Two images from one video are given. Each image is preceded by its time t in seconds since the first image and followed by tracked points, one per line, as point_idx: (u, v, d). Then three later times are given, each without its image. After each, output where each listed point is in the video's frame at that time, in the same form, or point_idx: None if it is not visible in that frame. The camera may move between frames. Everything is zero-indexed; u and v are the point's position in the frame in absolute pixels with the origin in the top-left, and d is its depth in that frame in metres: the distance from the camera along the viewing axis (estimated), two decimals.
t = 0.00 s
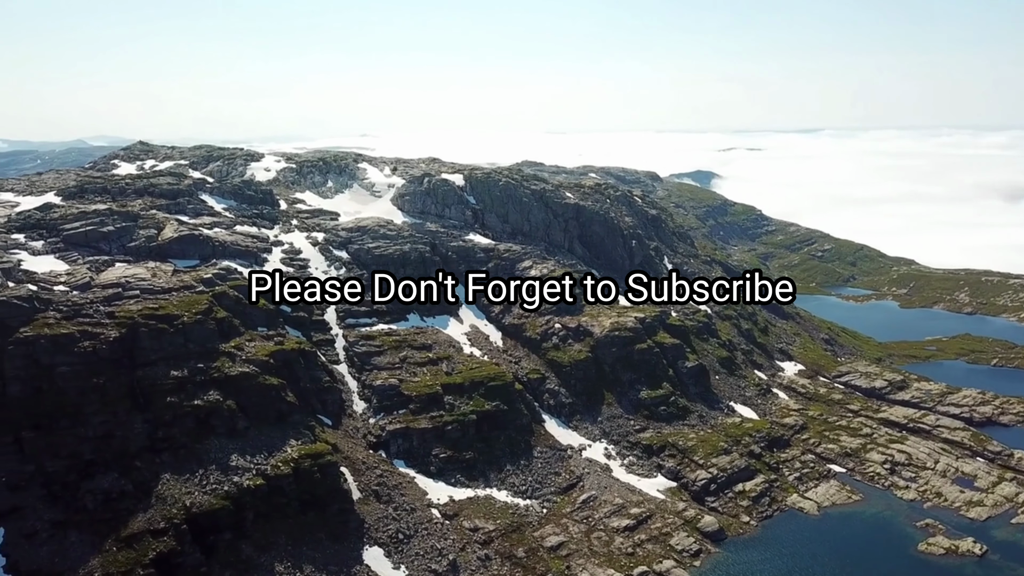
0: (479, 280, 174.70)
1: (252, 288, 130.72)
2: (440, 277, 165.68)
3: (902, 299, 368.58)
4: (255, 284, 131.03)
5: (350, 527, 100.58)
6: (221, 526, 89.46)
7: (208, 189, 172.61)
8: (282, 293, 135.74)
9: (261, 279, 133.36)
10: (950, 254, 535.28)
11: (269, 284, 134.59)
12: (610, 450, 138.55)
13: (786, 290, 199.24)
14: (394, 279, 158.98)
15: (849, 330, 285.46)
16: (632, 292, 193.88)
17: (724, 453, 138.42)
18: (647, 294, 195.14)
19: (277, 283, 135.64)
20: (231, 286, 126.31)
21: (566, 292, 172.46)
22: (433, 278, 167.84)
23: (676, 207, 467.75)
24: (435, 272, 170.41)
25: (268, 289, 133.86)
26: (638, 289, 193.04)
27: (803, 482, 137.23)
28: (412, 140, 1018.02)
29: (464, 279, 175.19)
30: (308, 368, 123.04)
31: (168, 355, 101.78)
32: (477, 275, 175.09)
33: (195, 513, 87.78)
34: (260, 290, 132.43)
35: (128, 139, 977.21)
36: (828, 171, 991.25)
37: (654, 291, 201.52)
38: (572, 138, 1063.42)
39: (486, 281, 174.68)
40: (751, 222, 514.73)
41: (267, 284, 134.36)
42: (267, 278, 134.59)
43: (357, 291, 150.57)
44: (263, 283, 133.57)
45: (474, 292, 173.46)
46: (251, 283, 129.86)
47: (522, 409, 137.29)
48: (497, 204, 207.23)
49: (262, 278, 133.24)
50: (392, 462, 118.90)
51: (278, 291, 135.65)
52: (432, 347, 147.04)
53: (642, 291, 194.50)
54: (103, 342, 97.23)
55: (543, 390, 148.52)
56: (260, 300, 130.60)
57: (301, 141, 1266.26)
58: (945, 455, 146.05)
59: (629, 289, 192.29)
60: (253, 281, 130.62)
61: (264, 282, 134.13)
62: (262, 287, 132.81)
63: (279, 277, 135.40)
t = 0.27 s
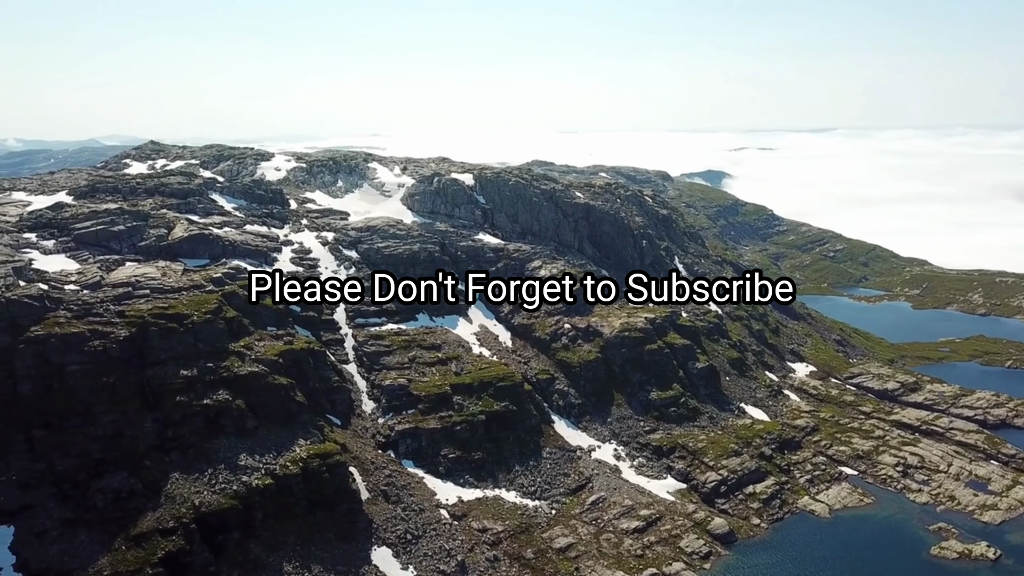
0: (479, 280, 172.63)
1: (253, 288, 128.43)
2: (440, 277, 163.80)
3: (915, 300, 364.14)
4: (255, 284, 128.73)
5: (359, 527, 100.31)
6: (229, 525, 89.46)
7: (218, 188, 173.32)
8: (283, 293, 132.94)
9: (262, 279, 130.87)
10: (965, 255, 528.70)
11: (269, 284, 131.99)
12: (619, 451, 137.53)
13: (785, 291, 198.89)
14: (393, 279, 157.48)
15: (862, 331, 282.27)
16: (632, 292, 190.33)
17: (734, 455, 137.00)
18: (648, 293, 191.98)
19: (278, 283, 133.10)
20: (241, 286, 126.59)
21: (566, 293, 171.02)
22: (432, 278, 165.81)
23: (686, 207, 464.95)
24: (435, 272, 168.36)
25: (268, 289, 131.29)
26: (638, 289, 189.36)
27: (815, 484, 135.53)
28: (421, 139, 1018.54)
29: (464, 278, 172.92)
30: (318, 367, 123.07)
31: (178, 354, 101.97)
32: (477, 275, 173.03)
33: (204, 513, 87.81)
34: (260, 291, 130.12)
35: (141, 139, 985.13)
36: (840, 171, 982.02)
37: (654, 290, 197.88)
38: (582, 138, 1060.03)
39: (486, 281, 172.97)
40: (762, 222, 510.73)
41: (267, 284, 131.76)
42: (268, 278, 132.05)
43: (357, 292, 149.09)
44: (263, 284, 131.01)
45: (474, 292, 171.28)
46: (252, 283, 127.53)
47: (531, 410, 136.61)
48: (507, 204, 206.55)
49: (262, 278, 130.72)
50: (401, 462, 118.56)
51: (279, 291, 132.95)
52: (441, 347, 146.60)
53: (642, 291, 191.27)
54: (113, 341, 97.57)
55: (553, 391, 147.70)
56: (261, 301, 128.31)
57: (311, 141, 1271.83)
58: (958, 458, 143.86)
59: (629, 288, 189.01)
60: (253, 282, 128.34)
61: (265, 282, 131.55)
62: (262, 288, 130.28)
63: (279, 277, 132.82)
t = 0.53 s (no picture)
0: (479, 280, 169.62)
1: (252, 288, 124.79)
2: (440, 277, 161.78)
3: (931, 301, 358.93)
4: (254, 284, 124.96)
5: (369, 527, 99.91)
6: (240, 525, 89.40)
7: (230, 188, 174.08)
8: (284, 293, 129.13)
9: (262, 279, 126.87)
10: (981, 255, 520.83)
11: (269, 284, 128.06)
12: (631, 452, 136.29)
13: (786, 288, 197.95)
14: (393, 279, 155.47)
15: (876, 332, 278.52)
16: (632, 292, 186.08)
17: (746, 457, 135.30)
18: (648, 294, 188.30)
19: (278, 283, 129.29)
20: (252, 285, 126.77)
21: (566, 292, 169.67)
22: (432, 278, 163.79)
23: (699, 206, 461.55)
24: (435, 272, 166.39)
25: (267, 289, 127.24)
26: (638, 289, 185.04)
27: (828, 487, 133.49)
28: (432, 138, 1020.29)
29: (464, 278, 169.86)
30: (328, 367, 123.06)
31: (189, 354, 102.21)
32: (477, 275, 170.05)
33: (214, 512, 87.73)
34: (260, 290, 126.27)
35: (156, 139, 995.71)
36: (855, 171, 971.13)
37: (654, 291, 193.01)
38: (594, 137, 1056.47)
39: (486, 281, 170.14)
40: (776, 223, 506.00)
41: (267, 283, 127.89)
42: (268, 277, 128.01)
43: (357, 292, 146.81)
44: (263, 283, 127.03)
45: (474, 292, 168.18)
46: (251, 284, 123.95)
47: (541, 410, 135.78)
48: (519, 204, 205.83)
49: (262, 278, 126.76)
50: (411, 462, 118.11)
51: (279, 291, 129.10)
52: (452, 347, 146.09)
53: (643, 291, 187.37)
54: (124, 340, 97.95)
55: (563, 392, 146.70)
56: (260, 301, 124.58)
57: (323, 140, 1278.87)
58: (974, 462, 141.34)
59: (629, 288, 185.03)
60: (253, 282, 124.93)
61: (264, 282, 127.43)
62: (261, 288, 126.42)
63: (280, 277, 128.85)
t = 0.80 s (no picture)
0: (479, 280, 166.46)
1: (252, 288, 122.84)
2: (440, 277, 160.06)
3: (946, 303, 353.75)
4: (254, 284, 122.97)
5: (378, 528, 99.53)
6: (249, 524, 89.26)
7: (242, 187, 174.82)
8: (284, 293, 127.14)
9: (262, 278, 124.88)
10: (998, 256, 513.03)
11: (269, 284, 126.04)
12: (642, 454, 135.08)
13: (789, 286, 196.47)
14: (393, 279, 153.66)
15: (890, 333, 274.85)
16: (632, 291, 181.54)
17: (759, 459, 133.58)
18: (649, 293, 184.59)
19: (278, 282, 127.23)
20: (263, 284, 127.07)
21: (567, 292, 169.11)
22: (432, 278, 162.37)
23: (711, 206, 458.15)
24: (436, 272, 164.96)
25: (268, 289, 125.31)
26: (638, 288, 180.75)
27: (841, 490, 131.57)
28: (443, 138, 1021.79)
29: (464, 278, 167.00)
30: (338, 367, 122.97)
31: (199, 353, 102.47)
32: (477, 275, 166.96)
33: (224, 512, 87.63)
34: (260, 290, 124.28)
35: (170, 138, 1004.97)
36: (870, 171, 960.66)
37: (655, 290, 188.04)
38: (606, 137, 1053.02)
39: (486, 281, 166.99)
40: (789, 223, 501.28)
41: (267, 283, 125.87)
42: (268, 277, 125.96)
43: (357, 291, 144.54)
44: (263, 283, 125.04)
45: (474, 292, 165.23)
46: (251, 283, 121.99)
47: (552, 411, 134.92)
48: (530, 203, 205.01)
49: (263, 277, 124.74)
50: (421, 462, 117.63)
51: (279, 291, 127.05)
52: (462, 347, 145.56)
53: (643, 290, 182.89)
54: (136, 339, 98.29)
55: (574, 393, 145.73)
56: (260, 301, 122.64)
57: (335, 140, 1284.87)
58: (990, 466, 138.81)
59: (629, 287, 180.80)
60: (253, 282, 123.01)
61: (264, 282, 125.40)
62: (262, 288, 124.48)
63: (280, 277, 126.74)
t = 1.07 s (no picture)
0: (479, 280, 164.16)
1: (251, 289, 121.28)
2: (439, 277, 159.64)
3: (959, 304, 349.33)
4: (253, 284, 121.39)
5: (387, 528, 99.24)
6: (258, 524, 89.21)
7: (252, 187, 175.36)
8: (283, 293, 125.62)
9: (261, 278, 123.33)
10: (1013, 257, 506.08)
11: (269, 284, 124.51)
12: (651, 455, 133.99)
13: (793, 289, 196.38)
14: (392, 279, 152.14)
15: (902, 334, 271.66)
16: (631, 291, 177.87)
17: (769, 461, 132.14)
18: (649, 292, 181.12)
19: (278, 282, 125.79)
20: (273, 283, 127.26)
21: (566, 292, 168.34)
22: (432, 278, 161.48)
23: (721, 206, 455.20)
24: (445, 272, 164.58)
25: (267, 289, 123.83)
26: (638, 288, 177.19)
27: (853, 493, 129.91)
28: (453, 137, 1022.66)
29: (463, 278, 165.02)
30: (347, 366, 122.90)
31: (208, 352, 102.73)
32: (477, 275, 164.84)
33: (232, 511, 87.60)
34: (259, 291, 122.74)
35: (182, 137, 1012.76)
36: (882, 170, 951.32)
37: (655, 290, 184.33)
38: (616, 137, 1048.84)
39: (486, 281, 164.68)
40: (800, 223, 497.04)
41: (267, 283, 124.35)
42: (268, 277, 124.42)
43: (357, 291, 142.28)
44: (262, 283, 123.50)
45: (474, 292, 163.11)
46: (250, 283, 120.39)
47: (561, 412, 134.15)
48: (540, 203, 204.31)
49: (262, 277, 123.14)
50: (429, 463, 117.23)
51: (278, 291, 125.55)
52: (471, 347, 145.11)
53: (643, 289, 179.17)
54: (145, 339, 98.64)
55: (583, 393, 144.85)
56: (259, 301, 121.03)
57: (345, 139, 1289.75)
58: (1004, 469, 136.58)
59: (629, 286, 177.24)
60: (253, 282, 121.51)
61: (264, 282, 123.92)
62: (261, 288, 122.93)
63: (280, 276, 125.15)
